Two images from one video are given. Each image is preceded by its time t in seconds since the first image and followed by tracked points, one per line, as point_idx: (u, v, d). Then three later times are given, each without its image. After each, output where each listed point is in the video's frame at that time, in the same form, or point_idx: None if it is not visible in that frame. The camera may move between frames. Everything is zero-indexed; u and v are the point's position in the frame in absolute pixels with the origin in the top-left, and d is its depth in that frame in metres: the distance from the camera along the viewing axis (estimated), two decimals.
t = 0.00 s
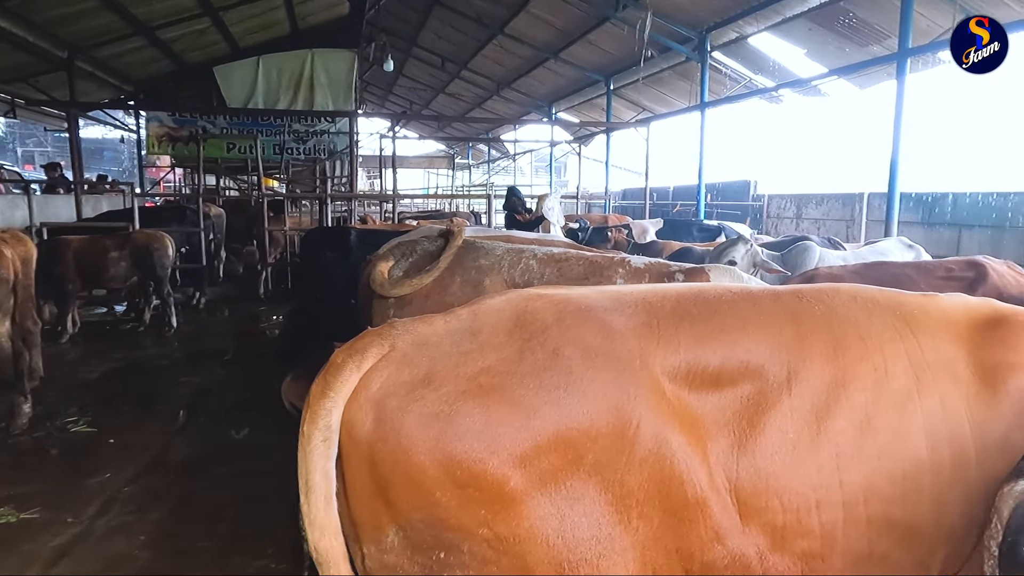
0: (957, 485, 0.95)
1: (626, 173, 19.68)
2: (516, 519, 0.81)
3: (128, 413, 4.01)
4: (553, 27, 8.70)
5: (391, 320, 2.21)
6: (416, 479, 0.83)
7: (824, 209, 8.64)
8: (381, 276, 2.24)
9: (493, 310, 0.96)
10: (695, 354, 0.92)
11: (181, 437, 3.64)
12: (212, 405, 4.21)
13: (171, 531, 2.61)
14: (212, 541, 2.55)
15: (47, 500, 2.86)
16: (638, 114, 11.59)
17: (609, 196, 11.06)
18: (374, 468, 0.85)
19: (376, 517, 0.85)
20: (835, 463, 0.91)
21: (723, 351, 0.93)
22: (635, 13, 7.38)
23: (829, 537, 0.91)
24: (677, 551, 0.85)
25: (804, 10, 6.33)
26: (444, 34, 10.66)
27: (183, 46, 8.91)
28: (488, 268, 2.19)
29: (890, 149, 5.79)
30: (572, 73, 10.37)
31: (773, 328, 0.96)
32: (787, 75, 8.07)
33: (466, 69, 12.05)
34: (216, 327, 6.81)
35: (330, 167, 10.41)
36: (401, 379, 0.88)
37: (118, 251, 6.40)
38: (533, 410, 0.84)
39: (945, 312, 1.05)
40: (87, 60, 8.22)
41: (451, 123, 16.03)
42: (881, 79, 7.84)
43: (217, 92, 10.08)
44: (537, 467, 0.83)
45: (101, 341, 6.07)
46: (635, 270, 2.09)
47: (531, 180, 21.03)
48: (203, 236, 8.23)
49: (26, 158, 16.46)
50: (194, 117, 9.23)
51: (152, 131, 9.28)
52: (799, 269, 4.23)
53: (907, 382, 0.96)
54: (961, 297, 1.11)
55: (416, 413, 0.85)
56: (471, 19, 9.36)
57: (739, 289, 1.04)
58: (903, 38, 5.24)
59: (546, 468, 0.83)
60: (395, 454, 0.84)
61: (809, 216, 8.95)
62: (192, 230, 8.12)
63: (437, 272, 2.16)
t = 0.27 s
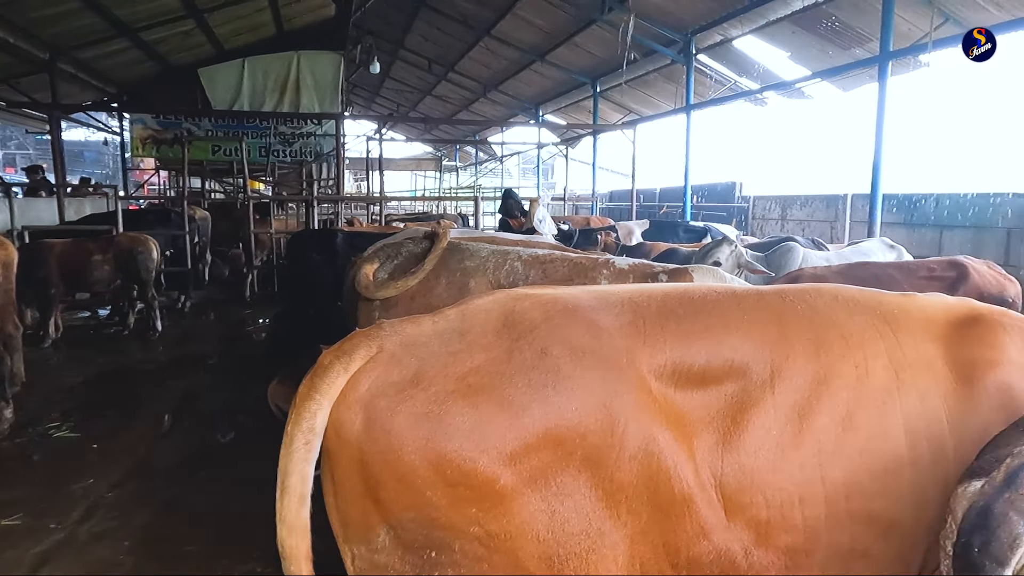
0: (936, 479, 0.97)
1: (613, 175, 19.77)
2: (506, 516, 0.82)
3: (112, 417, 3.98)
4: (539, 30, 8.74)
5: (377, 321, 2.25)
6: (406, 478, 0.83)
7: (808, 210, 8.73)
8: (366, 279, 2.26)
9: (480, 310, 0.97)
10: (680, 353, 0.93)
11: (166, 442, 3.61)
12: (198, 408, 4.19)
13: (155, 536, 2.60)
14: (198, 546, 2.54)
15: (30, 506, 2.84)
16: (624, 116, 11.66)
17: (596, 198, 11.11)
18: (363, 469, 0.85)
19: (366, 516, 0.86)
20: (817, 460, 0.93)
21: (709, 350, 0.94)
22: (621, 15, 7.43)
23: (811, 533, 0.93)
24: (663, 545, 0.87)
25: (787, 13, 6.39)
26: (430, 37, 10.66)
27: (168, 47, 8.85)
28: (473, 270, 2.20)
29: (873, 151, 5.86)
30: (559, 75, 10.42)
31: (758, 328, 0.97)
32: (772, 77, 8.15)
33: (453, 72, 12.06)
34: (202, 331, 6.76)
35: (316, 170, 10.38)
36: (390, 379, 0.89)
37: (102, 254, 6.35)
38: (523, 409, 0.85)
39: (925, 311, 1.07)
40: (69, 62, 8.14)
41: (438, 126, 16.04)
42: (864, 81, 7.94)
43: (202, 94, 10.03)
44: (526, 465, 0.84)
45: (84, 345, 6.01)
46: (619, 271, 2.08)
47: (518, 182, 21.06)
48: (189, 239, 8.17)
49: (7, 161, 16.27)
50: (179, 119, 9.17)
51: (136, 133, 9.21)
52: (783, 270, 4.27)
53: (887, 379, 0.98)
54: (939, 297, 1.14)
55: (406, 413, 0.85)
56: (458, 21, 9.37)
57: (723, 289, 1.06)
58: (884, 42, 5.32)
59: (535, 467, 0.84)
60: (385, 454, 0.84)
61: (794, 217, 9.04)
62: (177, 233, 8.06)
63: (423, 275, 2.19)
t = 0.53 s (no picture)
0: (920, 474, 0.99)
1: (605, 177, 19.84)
2: (500, 507, 0.84)
3: (100, 419, 3.96)
4: (531, 32, 8.76)
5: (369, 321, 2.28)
6: (403, 472, 0.84)
7: (798, 212, 8.80)
8: (357, 281, 2.22)
9: (475, 308, 0.98)
10: (669, 349, 0.95)
11: (154, 444, 3.60)
12: (187, 410, 4.17)
13: (144, 538, 2.59)
14: (186, 548, 2.53)
15: (16, 508, 2.82)
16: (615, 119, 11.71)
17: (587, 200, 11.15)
18: (360, 463, 0.86)
19: (363, 509, 0.87)
20: (802, 455, 0.95)
21: (697, 346, 0.96)
22: (613, 18, 7.47)
23: (796, 528, 0.94)
24: (653, 535, 0.89)
25: (776, 17, 6.45)
26: (422, 38, 10.67)
27: (158, 48, 8.81)
28: (465, 271, 2.24)
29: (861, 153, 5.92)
30: (550, 77, 10.46)
31: (746, 324, 0.99)
32: (762, 80, 8.21)
33: (445, 73, 12.08)
34: (192, 332, 6.74)
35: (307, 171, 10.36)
36: (386, 375, 0.90)
37: (90, 255, 6.31)
38: (517, 403, 0.86)
39: (911, 313, 1.09)
40: (58, 61, 8.09)
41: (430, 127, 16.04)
42: (852, 85, 8.02)
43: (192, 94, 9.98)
44: (520, 458, 0.85)
45: (72, 346, 5.97)
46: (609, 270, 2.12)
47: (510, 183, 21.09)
48: (179, 240, 8.13)
49: None
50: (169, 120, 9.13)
51: (125, 133, 9.16)
52: (771, 271, 4.32)
53: (872, 376, 1.00)
54: (926, 300, 1.15)
55: (402, 408, 0.86)
56: (450, 23, 9.39)
57: (713, 287, 1.07)
58: (872, 46, 5.38)
59: (528, 459, 0.85)
60: (382, 448, 0.85)
61: (784, 220, 9.11)
62: (167, 234, 8.02)
63: (414, 275, 2.16)
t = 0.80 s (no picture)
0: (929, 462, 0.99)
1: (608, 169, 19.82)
2: (516, 492, 0.85)
3: (106, 411, 3.98)
4: (534, 23, 8.73)
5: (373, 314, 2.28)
6: (420, 459, 0.86)
7: (802, 204, 8.78)
8: (362, 273, 2.31)
9: (485, 297, 0.99)
10: (676, 337, 0.95)
11: (160, 435, 3.63)
12: (192, 402, 4.20)
13: (150, 528, 2.61)
14: (192, 538, 2.56)
15: (24, 499, 2.84)
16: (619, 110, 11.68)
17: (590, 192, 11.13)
18: (378, 450, 0.88)
19: (383, 495, 0.89)
20: (810, 442, 0.96)
21: (704, 334, 0.96)
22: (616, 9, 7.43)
23: (806, 513, 0.96)
24: (666, 518, 0.91)
25: (781, 8, 6.41)
26: (425, 30, 10.64)
27: (160, 40, 8.79)
28: (468, 262, 2.20)
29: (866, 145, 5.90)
30: (554, 69, 10.43)
31: (752, 313, 0.99)
32: (766, 71, 8.18)
33: (448, 65, 12.05)
34: (197, 324, 6.76)
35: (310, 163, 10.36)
36: (401, 364, 0.91)
37: (95, 247, 6.31)
38: (528, 390, 0.87)
39: (917, 302, 1.09)
40: (61, 54, 8.08)
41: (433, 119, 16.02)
42: (858, 76, 7.98)
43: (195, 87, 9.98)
44: (533, 444, 0.86)
45: (78, 339, 5.99)
46: (613, 262, 2.10)
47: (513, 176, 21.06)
48: (183, 233, 8.15)
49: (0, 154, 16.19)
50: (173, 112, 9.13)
51: (129, 126, 9.17)
52: (775, 264, 4.31)
53: (878, 364, 1.01)
54: (933, 291, 1.15)
55: (418, 397, 0.88)
56: (453, 14, 9.35)
57: (720, 276, 1.08)
58: (877, 36, 5.35)
59: (541, 446, 0.86)
60: (399, 436, 0.87)
61: (788, 212, 9.09)
62: (172, 227, 8.04)
63: (417, 267, 2.22)
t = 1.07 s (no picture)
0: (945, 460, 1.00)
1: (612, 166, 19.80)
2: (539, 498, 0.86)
3: (113, 406, 4.01)
4: (538, 20, 8.72)
5: (380, 311, 2.25)
6: (442, 465, 0.87)
7: (807, 202, 8.77)
8: (369, 268, 2.28)
9: (502, 299, 1.00)
10: (694, 335, 0.96)
11: (166, 430, 3.65)
12: (198, 397, 4.22)
13: (157, 522, 2.63)
14: (199, 532, 2.58)
15: (32, 492, 2.87)
16: (623, 107, 11.67)
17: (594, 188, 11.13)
18: (402, 457, 0.90)
19: (407, 499, 0.91)
20: (827, 440, 0.96)
21: (721, 332, 0.97)
22: (621, 6, 7.42)
23: (821, 511, 0.97)
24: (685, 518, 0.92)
25: (787, 4, 6.39)
26: (429, 26, 10.63)
27: (165, 36, 8.80)
28: (476, 259, 2.22)
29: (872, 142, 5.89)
30: (558, 66, 10.42)
31: (769, 312, 1.00)
32: (772, 68, 8.15)
33: (452, 62, 12.04)
34: (203, 320, 6.79)
35: (314, 160, 10.37)
36: (420, 369, 0.93)
37: (101, 243, 6.34)
38: (549, 395, 0.88)
39: (932, 300, 1.09)
40: (67, 50, 8.09)
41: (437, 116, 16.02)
42: (864, 73, 7.95)
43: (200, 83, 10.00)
44: (554, 448, 0.87)
45: (84, 334, 6.02)
46: (619, 259, 2.14)
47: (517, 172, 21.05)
48: (188, 229, 8.17)
49: (6, 149, 16.25)
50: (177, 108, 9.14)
51: (134, 123, 9.18)
52: (780, 261, 4.31)
53: (895, 363, 1.01)
54: (949, 288, 1.15)
55: (438, 404, 0.89)
56: (457, 11, 9.34)
57: (736, 273, 1.08)
58: (884, 34, 5.33)
59: (563, 450, 0.87)
60: (420, 442, 0.88)
61: (792, 209, 9.08)
62: (177, 223, 8.06)
63: (425, 263, 2.20)
